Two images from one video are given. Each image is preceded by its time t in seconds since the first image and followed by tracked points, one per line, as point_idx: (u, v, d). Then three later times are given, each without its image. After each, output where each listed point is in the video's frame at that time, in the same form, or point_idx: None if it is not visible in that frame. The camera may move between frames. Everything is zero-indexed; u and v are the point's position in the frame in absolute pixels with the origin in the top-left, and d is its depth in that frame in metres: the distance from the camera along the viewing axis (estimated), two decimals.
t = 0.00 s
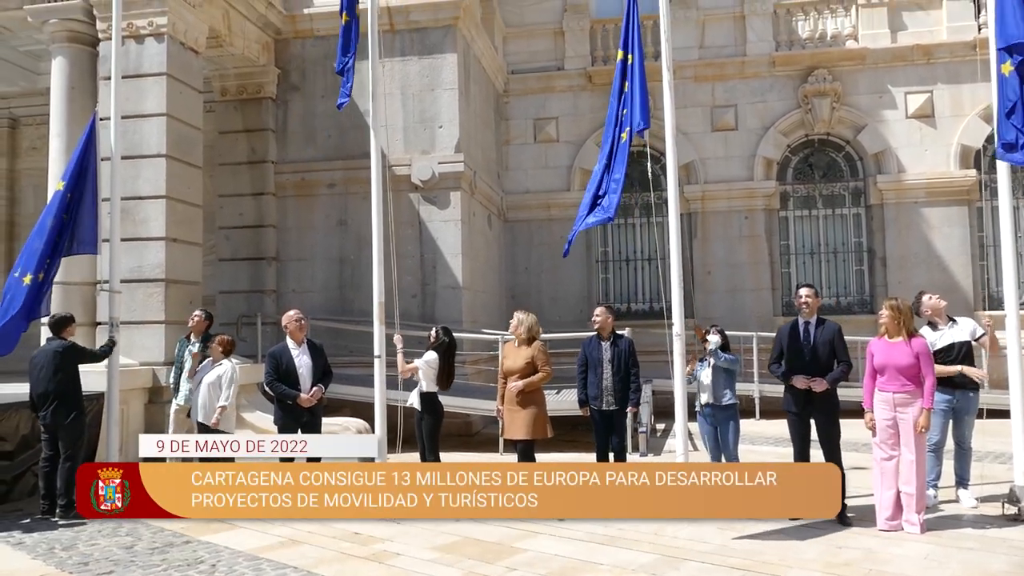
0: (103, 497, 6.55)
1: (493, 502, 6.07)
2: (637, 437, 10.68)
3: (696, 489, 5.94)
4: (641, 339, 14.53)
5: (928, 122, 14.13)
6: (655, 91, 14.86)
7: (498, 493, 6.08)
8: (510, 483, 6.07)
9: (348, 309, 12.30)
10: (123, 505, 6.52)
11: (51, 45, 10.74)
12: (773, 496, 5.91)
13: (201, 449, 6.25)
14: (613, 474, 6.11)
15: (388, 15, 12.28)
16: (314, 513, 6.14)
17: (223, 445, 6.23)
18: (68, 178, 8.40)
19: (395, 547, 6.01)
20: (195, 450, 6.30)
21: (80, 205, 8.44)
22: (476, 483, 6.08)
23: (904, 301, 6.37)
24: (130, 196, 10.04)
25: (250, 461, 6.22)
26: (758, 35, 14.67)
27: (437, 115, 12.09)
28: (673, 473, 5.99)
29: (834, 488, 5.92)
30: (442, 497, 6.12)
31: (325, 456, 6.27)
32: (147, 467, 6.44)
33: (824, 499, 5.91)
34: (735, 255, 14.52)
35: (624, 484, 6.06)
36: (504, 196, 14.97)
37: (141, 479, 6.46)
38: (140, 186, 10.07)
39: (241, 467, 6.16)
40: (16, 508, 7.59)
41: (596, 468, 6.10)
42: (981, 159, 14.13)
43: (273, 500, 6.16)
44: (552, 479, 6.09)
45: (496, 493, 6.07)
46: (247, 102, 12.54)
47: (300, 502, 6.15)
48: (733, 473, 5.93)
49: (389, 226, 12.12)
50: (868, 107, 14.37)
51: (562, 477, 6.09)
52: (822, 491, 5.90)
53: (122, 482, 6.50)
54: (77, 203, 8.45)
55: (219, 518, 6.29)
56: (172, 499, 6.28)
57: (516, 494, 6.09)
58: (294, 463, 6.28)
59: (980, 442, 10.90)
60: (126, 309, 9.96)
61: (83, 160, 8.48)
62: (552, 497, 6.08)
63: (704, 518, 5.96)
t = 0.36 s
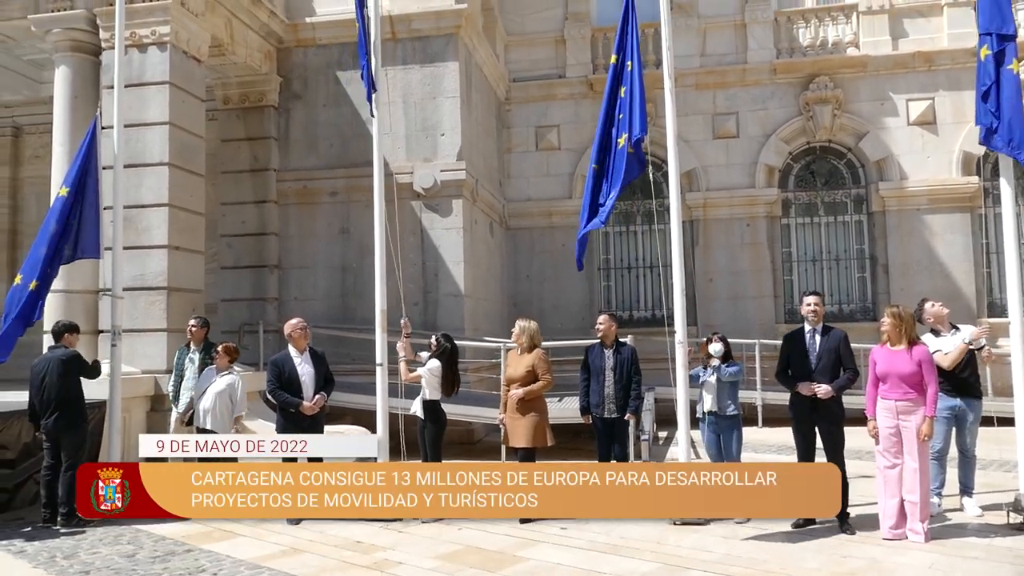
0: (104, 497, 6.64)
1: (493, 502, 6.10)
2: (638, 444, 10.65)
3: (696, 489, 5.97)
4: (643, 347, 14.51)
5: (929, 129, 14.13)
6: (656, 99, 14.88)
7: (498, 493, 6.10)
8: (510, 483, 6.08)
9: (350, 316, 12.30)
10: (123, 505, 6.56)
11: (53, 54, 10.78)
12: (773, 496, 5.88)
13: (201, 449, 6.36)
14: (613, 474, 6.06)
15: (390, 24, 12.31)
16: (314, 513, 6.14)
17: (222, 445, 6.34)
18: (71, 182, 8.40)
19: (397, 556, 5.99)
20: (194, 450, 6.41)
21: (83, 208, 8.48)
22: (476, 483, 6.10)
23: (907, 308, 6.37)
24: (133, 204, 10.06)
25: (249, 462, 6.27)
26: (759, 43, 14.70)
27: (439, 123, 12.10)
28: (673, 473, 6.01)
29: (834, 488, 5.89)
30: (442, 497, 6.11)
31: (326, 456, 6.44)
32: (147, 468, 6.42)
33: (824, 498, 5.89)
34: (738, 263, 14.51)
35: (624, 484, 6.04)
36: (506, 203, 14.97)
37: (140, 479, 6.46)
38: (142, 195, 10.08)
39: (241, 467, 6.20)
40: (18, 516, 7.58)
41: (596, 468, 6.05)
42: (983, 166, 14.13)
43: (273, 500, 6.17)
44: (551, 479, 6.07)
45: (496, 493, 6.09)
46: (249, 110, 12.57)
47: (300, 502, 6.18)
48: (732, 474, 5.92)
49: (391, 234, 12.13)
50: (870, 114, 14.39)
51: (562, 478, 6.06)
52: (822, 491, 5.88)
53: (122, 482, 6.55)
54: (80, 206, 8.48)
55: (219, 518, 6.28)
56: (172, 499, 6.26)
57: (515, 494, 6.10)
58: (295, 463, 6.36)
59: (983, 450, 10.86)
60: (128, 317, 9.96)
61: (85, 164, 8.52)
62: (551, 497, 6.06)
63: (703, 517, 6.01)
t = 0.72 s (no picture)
0: (104, 497, 6.80)
1: (493, 502, 6.24)
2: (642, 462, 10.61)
3: (696, 489, 6.12)
4: (646, 363, 14.48)
5: (932, 145, 14.16)
6: (659, 116, 14.94)
7: (498, 493, 6.24)
8: (510, 483, 6.22)
9: (354, 333, 12.29)
10: (123, 505, 6.72)
11: (60, 72, 10.86)
12: (773, 496, 6.05)
13: (201, 449, 6.60)
14: (613, 474, 6.22)
15: (394, 42, 12.39)
16: (314, 512, 6.30)
17: (223, 445, 6.56)
18: (77, 195, 8.42)
19: None
20: (195, 450, 6.64)
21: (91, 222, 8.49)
22: (476, 483, 6.24)
23: (910, 324, 6.33)
24: (137, 222, 10.10)
25: (249, 462, 6.45)
26: (761, 60, 14.76)
27: (443, 140, 12.15)
28: (674, 473, 6.16)
29: (834, 488, 6.01)
30: (442, 497, 6.27)
31: (326, 456, 6.58)
32: (147, 467, 6.61)
33: (827, 497, 6.01)
34: (741, 279, 14.49)
35: (624, 485, 6.19)
36: (509, 220, 14.99)
37: (140, 480, 6.64)
38: (147, 212, 10.12)
39: (242, 467, 6.38)
40: (20, 535, 7.53)
41: (596, 468, 6.21)
42: (986, 182, 14.14)
43: (273, 500, 6.34)
44: (552, 479, 6.22)
45: (496, 493, 6.23)
46: (254, 128, 12.63)
47: (300, 502, 6.33)
48: (732, 474, 6.10)
49: (395, 251, 12.14)
50: (872, 131, 14.41)
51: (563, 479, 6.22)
52: (822, 491, 6.02)
53: (122, 482, 6.71)
54: (87, 218, 8.51)
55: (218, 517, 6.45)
56: (172, 499, 6.46)
57: (515, 494, 6.24)
58: (295, 463, 6.49)
59: (990, 467, 10.79)
60: (131, 334, 9.97)
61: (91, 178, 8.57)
62: (552, 497, 6.21)
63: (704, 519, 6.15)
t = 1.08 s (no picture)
0: (104, 497, 6.74)
1: (493, 502, 6.24)
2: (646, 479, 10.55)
3: (696, 489, 6.16)
4: (649, 380, 14.43)
5: (934, 163, 14.18)
6: (662, 133, 15.00)
7: (498, 493, 6.25)
8: (510, 483, 6.24)
9: (357, 350, 12.27)
10: (123, 505, 6.67)
11: (66, 90, 10.94)
12: (773, 496, 6.10)
13: (202, 449, 6.58)
14: (613, 474, 6.27)
15: (398, 61, 12.47)
16: (314, 512, 6.27)
17: (223, 445, 6.58)
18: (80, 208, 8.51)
19: None
20: (195, 450, 6.59)
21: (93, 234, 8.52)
22: (476, 483, 6.25)
23: (915, 342, 6.24)
24: (141, 238, 10.13)
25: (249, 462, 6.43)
26: (764, 78, 14.82)
27: (446, 157, 12.20)
28: (674, 473, 6.22)
29: (834, 488, 6.10)
30: (442, 497, 6.28)
31: (325, 455, 6.54)
32: (147, 467, 6.58)
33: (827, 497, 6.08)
34: (745, 296, 14.48)
35: (624, 484, 6.24)
36: (512, 237, 15.01)
37: (141, 480, 6.59)
38: (151, 229, 10.16)
39: (242, 467, 6.36)
40: (20, 552, 7.48)
41: (596, 468, 6.26)
42: (988, 199, 14.16)
43: (273, 500, 6.30)
44: (552, 479, 6.25)
45: (496, 493, 6.24)
46: (258, 145, 12.70)
47: (300, 502, 6.30)
48: (733, 474, 6.15)
49: (398, 267, 12.17)
50: (874, 148, 14.45)
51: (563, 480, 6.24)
52: (823, 491, 6.09)
53: (122, 482, 6.67)
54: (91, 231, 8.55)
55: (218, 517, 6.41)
56: (172, 499, 6.42)
57: (515, 494, 6.26)
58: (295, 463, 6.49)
59: (996, 485, 10.72)
60: (135, 350, 9.97)
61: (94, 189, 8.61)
62: (553, 498, 6.24)
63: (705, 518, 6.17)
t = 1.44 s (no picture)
0: (103, 497, 6.77)
1: (493, 502, 6.22)
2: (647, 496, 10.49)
3: (696, 489, 6.19)
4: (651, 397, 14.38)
5: (936, 182, 14.20)
6: (665, 151, 15.03)
7: (498, 493, 6.23)
8: (510, 483, 6.22)
9: (358, 365, 12.25)
10: (123, 505, 6.71)
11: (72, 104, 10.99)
12: (773, 496, 6.18)
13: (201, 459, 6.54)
14: (613, 475, 6.28)
15: (402, 77, 12.52)
16: (314, 512, 6.22)
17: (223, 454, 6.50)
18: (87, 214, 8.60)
19: None
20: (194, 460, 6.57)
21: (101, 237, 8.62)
22: (476, 483, 6.22)
23: (915, 360, 6.28)
24: (144, 251, 10.15)
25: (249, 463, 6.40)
26: (767, 96, 14.87)
27: (449, 173, 12.23)
28: (674, 473, 6.24)
29: (835, 488, 6.19)
30: (443, 497, 6.23)
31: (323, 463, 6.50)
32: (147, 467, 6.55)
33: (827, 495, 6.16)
34: (747, 313, 14.46)
35: (624, 484, 6.25)
36: (514, 252, 15.02)
37: (140, 480, 6.59)
38: (153, 243, 10.17)
39: (242, 467, 6.33)
40: (17, 567, 7.41)
41: (596, 468, 6.26)
42: (990, 218, 14.18)
43: (273, 500, 6.24)
44: (552, 479, 6.24)
45: (496, 493, 6.21)
46: (262, 159, 12.74)
47: (300, 502, 6.25)
48: (732, 473, 6.20)
49: (400, 282, 12.18)
50: (876, 167, 14.48)
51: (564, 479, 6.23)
52: (822, 490, 6.17)
53: (122, 482, 6.70)
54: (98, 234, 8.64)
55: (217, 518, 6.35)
56: (172, 499, 6.39)
57: (515, 495, 6.24)
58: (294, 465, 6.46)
59: (999, 506, 10.66)
60: (136, 364, 9.95)
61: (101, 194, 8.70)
62: (555, 498, 6.22)
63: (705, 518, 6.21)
